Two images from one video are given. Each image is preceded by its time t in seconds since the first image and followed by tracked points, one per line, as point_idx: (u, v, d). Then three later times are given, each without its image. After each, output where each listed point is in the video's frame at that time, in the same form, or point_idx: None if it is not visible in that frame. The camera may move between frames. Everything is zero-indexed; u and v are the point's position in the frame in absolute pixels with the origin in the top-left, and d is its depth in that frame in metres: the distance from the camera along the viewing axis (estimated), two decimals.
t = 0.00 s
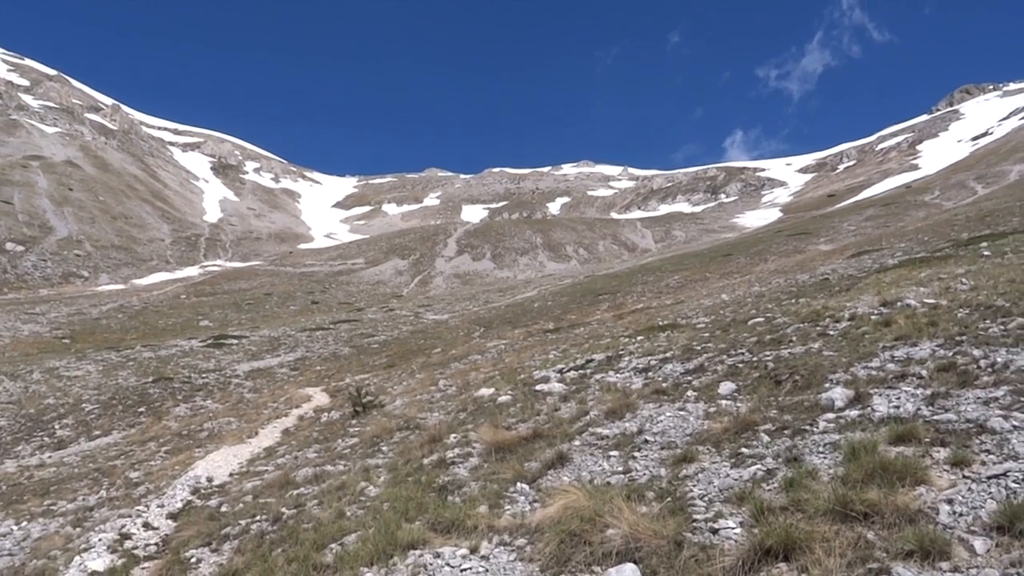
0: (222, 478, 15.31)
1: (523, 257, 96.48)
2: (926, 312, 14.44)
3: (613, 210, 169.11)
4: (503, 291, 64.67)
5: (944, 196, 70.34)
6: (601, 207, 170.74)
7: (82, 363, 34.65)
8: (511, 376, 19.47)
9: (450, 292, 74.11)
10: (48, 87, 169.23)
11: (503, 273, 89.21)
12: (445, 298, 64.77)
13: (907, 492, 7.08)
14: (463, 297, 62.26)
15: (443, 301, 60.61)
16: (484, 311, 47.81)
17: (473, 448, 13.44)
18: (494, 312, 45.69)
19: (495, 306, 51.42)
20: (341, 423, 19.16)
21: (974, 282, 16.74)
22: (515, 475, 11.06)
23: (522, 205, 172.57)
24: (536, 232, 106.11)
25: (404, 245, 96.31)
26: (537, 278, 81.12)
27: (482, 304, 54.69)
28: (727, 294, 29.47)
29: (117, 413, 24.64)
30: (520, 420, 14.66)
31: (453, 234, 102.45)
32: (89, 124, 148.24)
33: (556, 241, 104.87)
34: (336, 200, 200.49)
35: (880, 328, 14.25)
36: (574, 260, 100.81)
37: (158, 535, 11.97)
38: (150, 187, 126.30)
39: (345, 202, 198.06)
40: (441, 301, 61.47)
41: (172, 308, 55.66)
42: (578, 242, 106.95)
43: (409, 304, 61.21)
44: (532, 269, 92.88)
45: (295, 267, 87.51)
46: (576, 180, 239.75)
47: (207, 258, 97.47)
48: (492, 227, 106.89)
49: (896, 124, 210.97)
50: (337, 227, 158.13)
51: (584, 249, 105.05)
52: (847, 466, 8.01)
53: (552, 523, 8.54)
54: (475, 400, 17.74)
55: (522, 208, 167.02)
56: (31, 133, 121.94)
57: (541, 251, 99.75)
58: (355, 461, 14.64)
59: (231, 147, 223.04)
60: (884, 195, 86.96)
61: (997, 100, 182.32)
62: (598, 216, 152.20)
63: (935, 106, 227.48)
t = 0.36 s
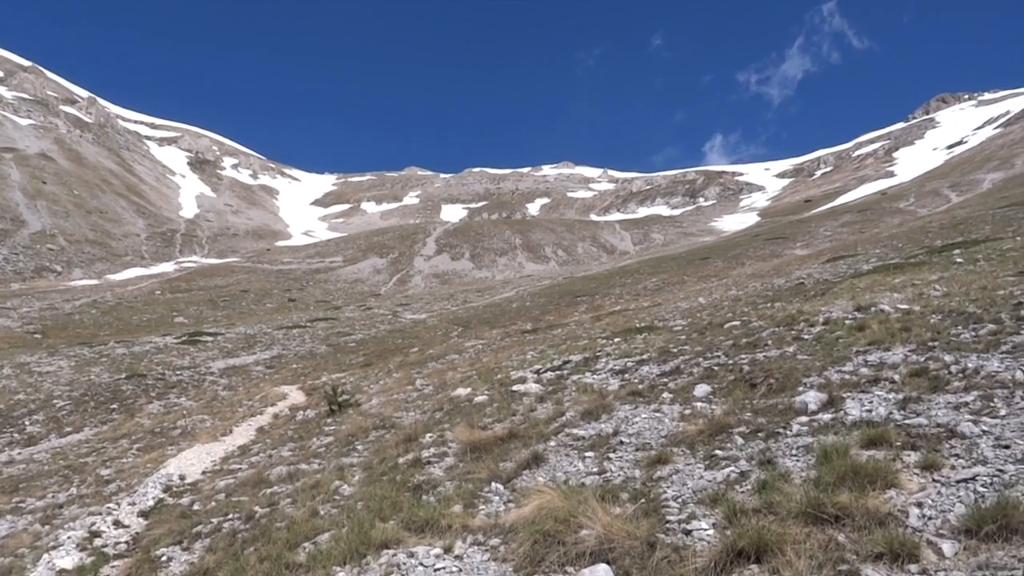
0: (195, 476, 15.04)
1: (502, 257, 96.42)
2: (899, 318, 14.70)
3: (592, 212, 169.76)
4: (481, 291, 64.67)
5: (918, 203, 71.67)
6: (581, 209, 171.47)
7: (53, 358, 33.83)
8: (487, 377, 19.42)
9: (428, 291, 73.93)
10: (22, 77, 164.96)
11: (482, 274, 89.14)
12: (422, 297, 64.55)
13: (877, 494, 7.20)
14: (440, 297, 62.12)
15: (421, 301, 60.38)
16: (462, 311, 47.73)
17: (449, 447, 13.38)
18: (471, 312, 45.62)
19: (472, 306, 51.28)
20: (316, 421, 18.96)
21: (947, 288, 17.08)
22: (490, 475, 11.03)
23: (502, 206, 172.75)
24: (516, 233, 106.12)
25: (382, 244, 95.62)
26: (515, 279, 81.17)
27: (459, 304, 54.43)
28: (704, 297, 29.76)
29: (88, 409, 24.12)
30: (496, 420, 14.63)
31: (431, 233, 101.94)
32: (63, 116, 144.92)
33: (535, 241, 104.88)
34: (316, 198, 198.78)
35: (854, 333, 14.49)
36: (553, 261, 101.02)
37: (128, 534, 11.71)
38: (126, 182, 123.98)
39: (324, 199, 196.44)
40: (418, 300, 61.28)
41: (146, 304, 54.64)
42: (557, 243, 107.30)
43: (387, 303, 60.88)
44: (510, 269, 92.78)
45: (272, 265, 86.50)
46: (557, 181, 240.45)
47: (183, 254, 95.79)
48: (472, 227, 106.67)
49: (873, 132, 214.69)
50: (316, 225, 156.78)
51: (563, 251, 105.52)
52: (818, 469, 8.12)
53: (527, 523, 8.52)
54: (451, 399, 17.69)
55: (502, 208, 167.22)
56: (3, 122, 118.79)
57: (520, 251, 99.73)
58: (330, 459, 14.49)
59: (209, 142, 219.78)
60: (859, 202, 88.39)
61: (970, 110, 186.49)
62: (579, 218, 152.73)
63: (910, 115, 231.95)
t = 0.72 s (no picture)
0: (169, 474, 14.82)
1: (483, 256, 96.15)
2: (875, 321, 14.94)
3: (574, 213, 169.94)
4: (461, 290, 64.66)
5: (895, 208, 72.80)
6: (561, 209, 171.98)
7: (26, 354, 33.16)
8: (466, 376, 19.38)
9: (408, 290, 73.80)
10: None
11: (462, 273, 89.01)
12: (402, 295, 64.30)
13: (850, 496, 7.30)
14: (420, 296, 61.96)
15: (401, 299, 60.16)
16: (442, 310, 47.65)
17: (426, 446, 13.33)
18: (451, 311, 45.57)
19: (451, 305, 51.08)
20: (293, 419, 18.79)
21: (922, 292, 17.39)
22: (467, 474, 11.00)
23: (482, 204, 172.67)
24: (497, 232, 105.66)
25: (362, 242, 94.92)
26: (495, 278, 81.14)
27: (439, 303, 54.20)
28: (684, 298, 30.01)
29: (61, 405, 23.64)
30: (474, 420, 14.60)
31: (412, 232, 101.52)
32: (39, 107, 141.78)
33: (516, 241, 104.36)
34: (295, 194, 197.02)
35: (830, 335, 14.69)
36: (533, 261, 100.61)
37: (100, 531, 11.51)
38: (103, 176, 121.79)
39: (304, 196, 194.60)
40: (398, 298, 61.07)
41: (122, 300, 53.74)
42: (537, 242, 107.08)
43: (366, 301, 60.59)
44: (490, 268, 92.54)
45: (251, 261, 85.60)
46: (539, 180, 240.83)
47: (161, 250, 94.31)
48: (452, 225, 106.25)
49: (852, 137, 218.33)
50: (295, 222, 155.40)
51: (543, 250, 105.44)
52: (793, 470, 8.22)
53: (503, 522, 8.52)
54: (430, 398, 17.64)
55: (482, 208, 167.26)
56: None
57: (500, 251, 99.41)
58: (306, 458, 14.35)
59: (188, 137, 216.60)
60: (838, 205, 89.59)
61: (947, 116, 189.89)
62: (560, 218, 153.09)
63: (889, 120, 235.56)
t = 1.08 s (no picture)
0: (136, 471, 14.66)
1: (458, 255, 95.28)
2: (844, 324, 15.15)
3: (549, 212, 170.21)
4: (435, 288, 64.57)
5: (867, 212, 73.68)
6: (536, 209, 172.71)
7: None
8: (439, 374, 19.37)
9: (382, 287, 73.58)
10: None
11: (437, 271, 88.71)
12: (376, 293, 64.03)
13: (817, 496, 7.38)
14: (394, 294, 61.80)
15: (374, 297, 59.90)
16: (417, 308, 47.54)
17: (397, 444, 13.29)
18: (425, 309, 45.45)
19: (423, 304, 50.88)
20: (264, 417, 18.65)
21: (890, 296, 17.66)
22: (438, 473, 10.98)
23: (456, 203, 172.38)
24: (471, 231, 104.02)
25: (336, 239, 94.33)
26: (470, 277, 81.01)
27: (412, 302, 53.94)
28: (658, 299, 30.21)
29: (25, 401, 23.26)
30: (446, 418, 14.59)
31: (387, 229, 100.96)
32: (11, 97, 138.93)
33: (491, 241, 102.31)
34: (269, 190, 195.67)
35: (800, 337, 14.86)
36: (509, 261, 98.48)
37: (64, 528, 11.36)
38: (74, 168, 119.77)
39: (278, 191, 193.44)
40: (372, 296, 60.86)
41: (90, 294, 52.93)
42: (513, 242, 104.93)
43: (340, 298, 60.27)
44: (465, 267, 92.12)
45: (223, 257, 84.71)
46: (514, 180, 240.28)
47: (132, 244, 93.04)
48: (427, 223, 105.57)
49: (831, 141, 221.00)
50: (268, 218, 153.90)
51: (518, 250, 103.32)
52: (760, 470, 8.31)
53: (471, 522, 8.51)
54: (403, 396, 17.60)
55: (457, 206, 167.13)
56: None
57: (476, 250, 98.28)
58: (276, 455, 14.27)
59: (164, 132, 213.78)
60: (812, 209, 90.53)
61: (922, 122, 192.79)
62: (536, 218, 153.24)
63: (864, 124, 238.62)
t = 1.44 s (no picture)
0: (103, 468, 14.46)
1: (434, 253, 95.08)
2: (814, 326, 15.35)
3: (525, 212, 170.81)
4: (410, 286, 64.41)
5: (838, 216, 74.66)
6: (512, 208, 173.10)
7: None
8: (413, 372, 19.33)
9: (357, 284, 73.25)
10: None
11: (412, 269, 88.36)
12: (351, 290, 63.70)
13: (783, 496, 7.48)
14: (368, 291, 61.54)
15: (349, 294, 59.61)
16: (392, 306, 47.36)
17: (369, 443, 13.23)
18: (400, 307, 45.31)
19: (398, 302, 50.67)
20: (234, 414, 18.48)
21: (861, 299, 17.93)
22: (409, 471, 10.95)
23: (432, 201, 172.12)
24: (447, 229, 104.05)
25: (311, 236, 93.70)
26: (445, 275, 80.91)
27: (385, 299, 53.78)
28: (633, 299, 30.39)
29: None
30: (419, 417, 14.56)
31: (362, 227, 100.39)
32: None
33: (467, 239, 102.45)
34: (243, 185, 193.97)
35: (771, 339, 15.03)
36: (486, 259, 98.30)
37: (28, 526, 11.20)
38: (43, 160, 117.53)
39: (253, 187, 191.95)
40: (346, 293, 60.57)
41: (58, 289, 52.04)
42: (489, 241, 104.58)
43: (313, 295, 59.87)
44: (441, 266, 91.82)
45: (195, 252, 83.73)
46: (489, 178, 240.57)
47: (102, 238, 91.65)
48: (403, 221, 105.01)
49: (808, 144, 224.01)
50: (242, 213, 152.35)
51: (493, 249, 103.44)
52: (730, 470, 8.39)
53: (442, 520, 8.50)
54: (375, 394, 17.53)
55: (433, 204, 166.95)
56: None
57: (452, 248, 98.04)
58: (247, 453, 14.15)
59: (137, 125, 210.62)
60: (786, 212, 91.55)
61: (897, 126, 195.67)
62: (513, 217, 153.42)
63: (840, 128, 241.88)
